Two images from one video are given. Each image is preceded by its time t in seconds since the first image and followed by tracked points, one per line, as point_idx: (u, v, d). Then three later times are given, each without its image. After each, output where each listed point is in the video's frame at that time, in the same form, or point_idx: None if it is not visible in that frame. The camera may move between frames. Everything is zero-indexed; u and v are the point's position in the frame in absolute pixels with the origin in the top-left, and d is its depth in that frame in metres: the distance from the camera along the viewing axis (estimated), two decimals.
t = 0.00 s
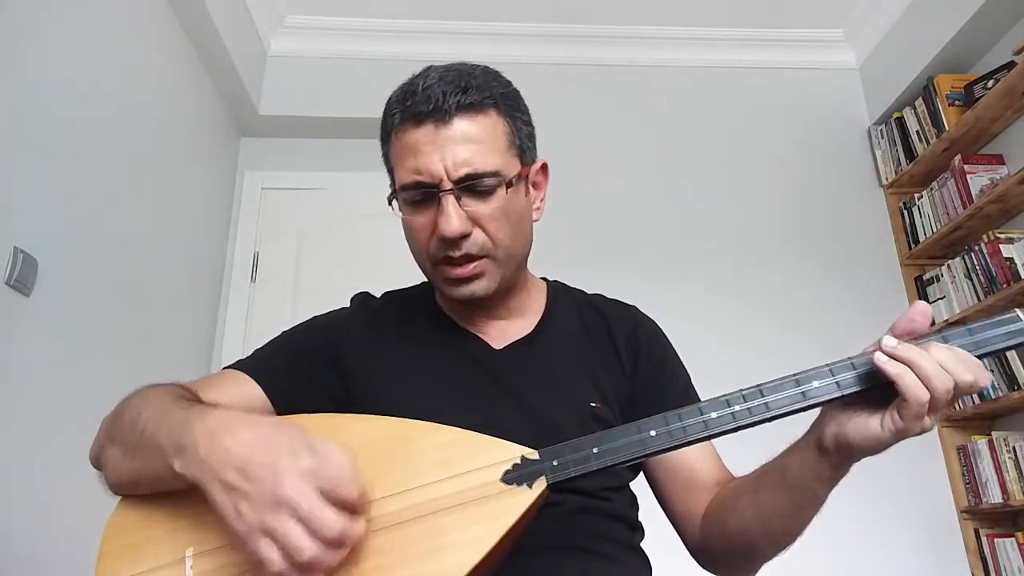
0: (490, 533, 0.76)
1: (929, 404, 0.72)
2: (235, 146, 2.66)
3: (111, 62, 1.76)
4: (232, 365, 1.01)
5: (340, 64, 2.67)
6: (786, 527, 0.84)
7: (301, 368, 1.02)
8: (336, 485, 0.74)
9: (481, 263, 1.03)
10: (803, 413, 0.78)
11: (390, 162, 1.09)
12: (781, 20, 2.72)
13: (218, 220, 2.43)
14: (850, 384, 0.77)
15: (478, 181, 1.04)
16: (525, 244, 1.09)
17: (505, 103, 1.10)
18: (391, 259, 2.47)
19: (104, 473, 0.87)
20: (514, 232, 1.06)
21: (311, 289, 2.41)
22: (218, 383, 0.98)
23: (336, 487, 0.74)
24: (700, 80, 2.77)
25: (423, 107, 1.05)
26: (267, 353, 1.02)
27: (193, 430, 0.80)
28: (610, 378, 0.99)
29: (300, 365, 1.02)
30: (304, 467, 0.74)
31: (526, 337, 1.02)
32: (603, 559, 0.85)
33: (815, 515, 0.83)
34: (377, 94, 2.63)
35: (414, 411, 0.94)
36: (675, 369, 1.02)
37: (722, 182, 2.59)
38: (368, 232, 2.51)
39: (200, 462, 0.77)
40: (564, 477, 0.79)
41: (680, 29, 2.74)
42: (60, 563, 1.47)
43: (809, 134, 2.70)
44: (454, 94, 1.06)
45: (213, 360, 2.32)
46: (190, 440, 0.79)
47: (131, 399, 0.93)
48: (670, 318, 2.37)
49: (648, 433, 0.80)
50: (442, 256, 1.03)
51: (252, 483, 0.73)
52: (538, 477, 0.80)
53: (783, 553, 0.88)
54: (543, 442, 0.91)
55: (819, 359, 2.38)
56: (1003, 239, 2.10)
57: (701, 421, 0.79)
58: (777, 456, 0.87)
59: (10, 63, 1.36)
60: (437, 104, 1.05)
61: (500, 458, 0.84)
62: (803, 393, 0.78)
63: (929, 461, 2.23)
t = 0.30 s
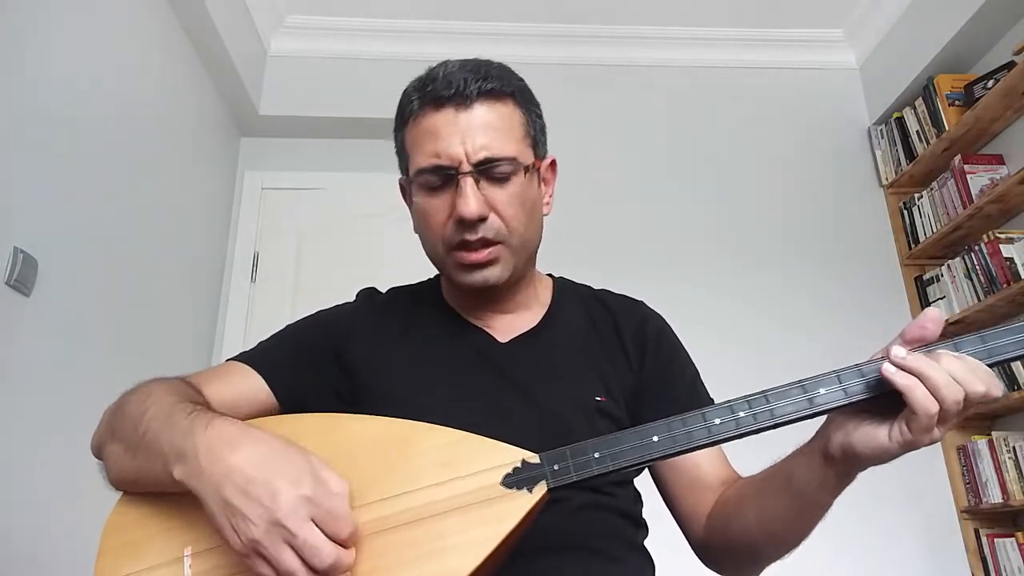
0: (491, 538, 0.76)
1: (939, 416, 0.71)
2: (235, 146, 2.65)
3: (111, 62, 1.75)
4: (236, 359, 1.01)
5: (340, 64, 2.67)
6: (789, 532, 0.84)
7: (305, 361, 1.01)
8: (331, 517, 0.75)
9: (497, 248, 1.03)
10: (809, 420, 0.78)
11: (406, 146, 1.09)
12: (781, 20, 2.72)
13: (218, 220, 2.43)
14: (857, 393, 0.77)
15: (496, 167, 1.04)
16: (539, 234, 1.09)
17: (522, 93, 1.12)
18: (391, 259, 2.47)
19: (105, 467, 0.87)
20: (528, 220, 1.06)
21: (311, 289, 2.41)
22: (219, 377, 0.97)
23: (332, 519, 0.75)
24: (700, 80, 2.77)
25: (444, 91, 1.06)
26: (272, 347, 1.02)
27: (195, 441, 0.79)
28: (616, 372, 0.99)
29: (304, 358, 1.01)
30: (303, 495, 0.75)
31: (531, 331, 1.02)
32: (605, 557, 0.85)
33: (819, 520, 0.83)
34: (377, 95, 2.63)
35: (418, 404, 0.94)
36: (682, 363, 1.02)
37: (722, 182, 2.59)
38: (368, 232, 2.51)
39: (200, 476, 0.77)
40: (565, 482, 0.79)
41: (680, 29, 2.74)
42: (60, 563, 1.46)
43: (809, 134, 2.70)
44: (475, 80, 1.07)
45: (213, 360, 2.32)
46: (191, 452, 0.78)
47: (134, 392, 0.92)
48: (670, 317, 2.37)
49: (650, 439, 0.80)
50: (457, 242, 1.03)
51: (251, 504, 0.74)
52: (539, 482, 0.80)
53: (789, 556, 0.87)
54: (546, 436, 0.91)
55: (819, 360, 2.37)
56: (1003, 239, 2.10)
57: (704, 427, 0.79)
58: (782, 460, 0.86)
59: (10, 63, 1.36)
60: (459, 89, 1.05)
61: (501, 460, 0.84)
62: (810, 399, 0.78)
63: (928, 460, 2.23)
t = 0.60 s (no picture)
0: (492, 539, 0.76)
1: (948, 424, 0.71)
2: (235, 146, 2.65)
3: (110, 62, 1.75)
4: (235, 357, 1.01)
5: (341, 64, 2.67)
6: (795, 533, 0.84)
7: (304, 359, 1.01)
8: (331, 502, 0.74)
9: (499, 212, 1.07)
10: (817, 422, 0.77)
11: (419, 129, 1.18)
12: (781, 20, 2.72)
13: (218, 220, 2.42)
14: (866, 396, 0.76)
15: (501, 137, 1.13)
16: (540, 215, 1.13)
17: (529, 89, 1.24)
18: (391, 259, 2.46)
19: (102, 467, 0.87)
20: (531, 195, 1.11)
21: (311, 289, 2.41)
22: (216, 375, 0.97)
23: (331, 504, 0.74)
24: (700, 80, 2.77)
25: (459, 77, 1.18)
26: (271, 345, 1.02)
27: (188, 437, 0.78)
28: (617, 368, 0.99)
29: (303, 356, 1.01)
30: (299, 482, 0.74)
31: (533, 328, 1.02)
32: (606, 556, 0.85)
33: (824, 522, 0.83)
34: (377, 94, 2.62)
35: (419, 402, 0.94)
36: (683, 361, 1.02)
37: (722, 182, 2.59)
38: (368, 232, 2.51)
39: (195, 470, 0.76)
40: (567, 485, 0.79)
41: (680, 29, 2.74)
42: (59, 563, 1.46)
43: (809, 134, 2.70)
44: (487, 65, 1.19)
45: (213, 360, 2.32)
46: (185, 448, 0.78)
47: (129, 391, 0.91)
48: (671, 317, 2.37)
49: (654, 441, 0.80)
50: (462, 204, 1.08)
51: (247, 497, 0.73)
52: (540, 484, 0.80)
53: (793, 555, 0.87)
54: (547, 432, 0.91)
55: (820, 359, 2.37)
56: (1003, 239, 2.10)
57: (709, 429, 0.79)
58: (788, 461, 0.86)
59: (10, 63, 1.35)
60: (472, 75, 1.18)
61: (503, 461, 0.83)
62: (817, 402, 0.77)
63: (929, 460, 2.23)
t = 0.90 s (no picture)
0: (491, 544, 0.76)
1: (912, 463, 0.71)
2: (235, 146, 2.65)
3: (110, 62, 1.75)
4: (235, 357, 1.01)
5: (341, 64, 2.67)
6: (798, 539, 0.84)
7: (304, 359, 1.01)
8: (318, 545, 0.73)
9: (486, 182, 1.10)
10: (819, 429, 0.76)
11: (412, 129, 1.26)
12: (782, 20, 2.72)
13: (218, 220, 2.42)
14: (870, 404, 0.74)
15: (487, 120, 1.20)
16: (530, 195, 1.16)
17: (514, 93, 1.33)
18: (392, 259, 2.46)
19: (101, 466, 0.86)
20: (519, 174, 1.15)
21: (311, 289, 2.41)
22: (218, 375, 0.97)
23: (319, 545, 0.74)
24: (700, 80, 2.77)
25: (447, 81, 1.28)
26: (271, 345, 1.01)
27: (193, 447, 0.78)
28: (615, 369, 0.99)
29: (304, 356, 1.01)
30: (295, 516, 0.74)
31: (533, 329, 1.02)
32: (605, 559, 0.85)
33: (828, 529, 0.83)
34: (377, 94, 2.62)
35: (419, 403, 0.94)
36: (681, 362, 1.02)
37: (722, 182, 2.59)
38: (368, 232, 2.51)
39: (191, 483, 0.76)
40: (566, 489, 0.79)
41: (680, 29, 2.74)
42: (59, 563, 1.46)
43: (809, 134, 2.70)
44: (472, 68, 1.31)
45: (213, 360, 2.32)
46: (187, 458, 0.78)
47: (133, 391, 0.91)
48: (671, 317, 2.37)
49: (655, 447, 0.80)
50: (450, 175, 1.11)
51: (243, 520, 0.73)
52: (540, 488, 0.80)
53: (793, 558, 0.87)
54: (547, 434, 0.91)
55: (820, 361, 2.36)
56: (1003, 239, 2.10)
57: (711, 436, 0.78)
58: (792, 468, 0.86)
59: (10, 63, 1.35)
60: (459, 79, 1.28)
61: (503, 464, 0.84)
62: (820, 409, 0.76)
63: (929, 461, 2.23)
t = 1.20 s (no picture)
0: (489, 538, 0.76)
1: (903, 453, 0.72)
2: (235, 146, 2.65)
3: (110, 62, 1.75)
4: (236, 359, 1.01)
5: (341, 64, 2.67)
6: (796, 535, 0.84)
7: (305, 362, 1.01)
8: (325, 515, 0.75)
9: (472, 178, 1.11)
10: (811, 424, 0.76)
11: (402, 138, 1.29)
12: (782, 20, 2.72)
13: (218, 220, 2.43)
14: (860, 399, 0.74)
15: (472, 120, 1.22)
16: (519, 188, 1.17)
17: (502, 95, 1.35)
18: (392, 259, 2.47)
19: (104, 469, 0.87)
20: (505, 169, 1.16)
21: (311, 289, 2.41)
22: (218, 375, 0.97)
23: (326, 517, 0.75)
24: (700, 79, 2.77)
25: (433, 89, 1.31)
26: (272, 348, 1.02)
27: (187, 444, 0.78)
28: (612, 368, 1.00)
29: (305, 356, 1.01)
30: (296, 494, 0.74)
31: (530, 329, 1.03)
32: (603, 558, 0.85)
33: (826, 526, 0.83)
34: (377, 94, 2.62)
35: (417, 402, 0.94)
36: (678, 362, 1.02)
37: (721, 182, 2.59)
38: (368, 232, 2.51)
39: (192, 478, 0.77)
40: (561, 486, 0.80)
41: (680, 29, 2.74)
42: (60, 562, 1.46)
43: (809, 134, 2.70)
44: (457, 75, 1.34)
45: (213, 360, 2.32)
46: (183, 453, 0.78)
47: (131, 393, 0.92)
48: (671, 317, 2.37)
49: (648, 443, 0.80)
50: (437, 175, 1.13)
51: (243, 506, 0.73)
52: (535, 484, 0.80)
53: (792, 556, 0.87)
54: (545, 433, 0.91)
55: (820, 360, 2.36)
56: (1003, 239, 2.10)
57: (704, 432, 0.78)
58: (789, 465, 0.86)
59: (11, 64, 1.36)
60: (444, 86, 1.31)
61: (498, 461, 0.84)
62: (811, 404, 0.76)
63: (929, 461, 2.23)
